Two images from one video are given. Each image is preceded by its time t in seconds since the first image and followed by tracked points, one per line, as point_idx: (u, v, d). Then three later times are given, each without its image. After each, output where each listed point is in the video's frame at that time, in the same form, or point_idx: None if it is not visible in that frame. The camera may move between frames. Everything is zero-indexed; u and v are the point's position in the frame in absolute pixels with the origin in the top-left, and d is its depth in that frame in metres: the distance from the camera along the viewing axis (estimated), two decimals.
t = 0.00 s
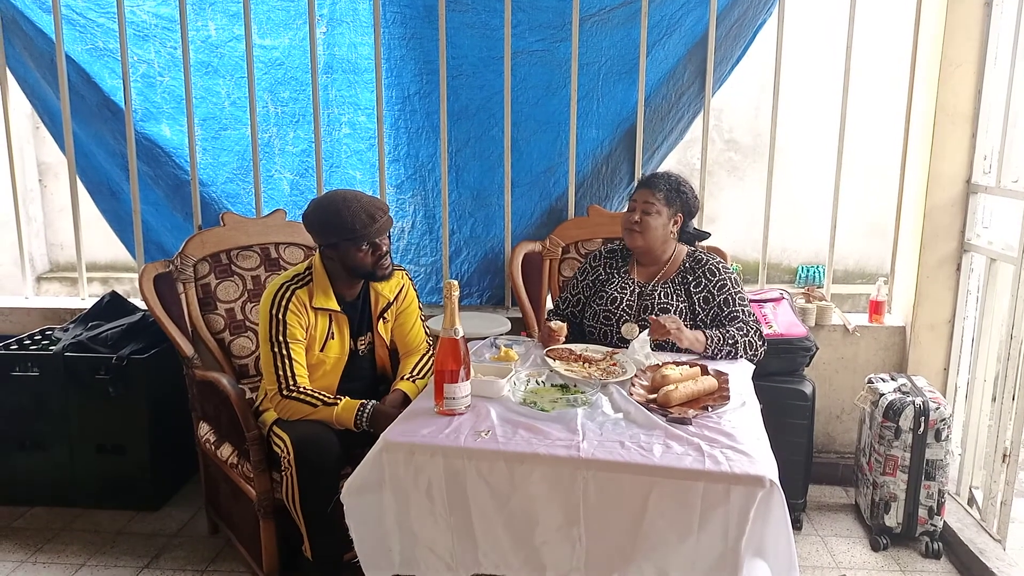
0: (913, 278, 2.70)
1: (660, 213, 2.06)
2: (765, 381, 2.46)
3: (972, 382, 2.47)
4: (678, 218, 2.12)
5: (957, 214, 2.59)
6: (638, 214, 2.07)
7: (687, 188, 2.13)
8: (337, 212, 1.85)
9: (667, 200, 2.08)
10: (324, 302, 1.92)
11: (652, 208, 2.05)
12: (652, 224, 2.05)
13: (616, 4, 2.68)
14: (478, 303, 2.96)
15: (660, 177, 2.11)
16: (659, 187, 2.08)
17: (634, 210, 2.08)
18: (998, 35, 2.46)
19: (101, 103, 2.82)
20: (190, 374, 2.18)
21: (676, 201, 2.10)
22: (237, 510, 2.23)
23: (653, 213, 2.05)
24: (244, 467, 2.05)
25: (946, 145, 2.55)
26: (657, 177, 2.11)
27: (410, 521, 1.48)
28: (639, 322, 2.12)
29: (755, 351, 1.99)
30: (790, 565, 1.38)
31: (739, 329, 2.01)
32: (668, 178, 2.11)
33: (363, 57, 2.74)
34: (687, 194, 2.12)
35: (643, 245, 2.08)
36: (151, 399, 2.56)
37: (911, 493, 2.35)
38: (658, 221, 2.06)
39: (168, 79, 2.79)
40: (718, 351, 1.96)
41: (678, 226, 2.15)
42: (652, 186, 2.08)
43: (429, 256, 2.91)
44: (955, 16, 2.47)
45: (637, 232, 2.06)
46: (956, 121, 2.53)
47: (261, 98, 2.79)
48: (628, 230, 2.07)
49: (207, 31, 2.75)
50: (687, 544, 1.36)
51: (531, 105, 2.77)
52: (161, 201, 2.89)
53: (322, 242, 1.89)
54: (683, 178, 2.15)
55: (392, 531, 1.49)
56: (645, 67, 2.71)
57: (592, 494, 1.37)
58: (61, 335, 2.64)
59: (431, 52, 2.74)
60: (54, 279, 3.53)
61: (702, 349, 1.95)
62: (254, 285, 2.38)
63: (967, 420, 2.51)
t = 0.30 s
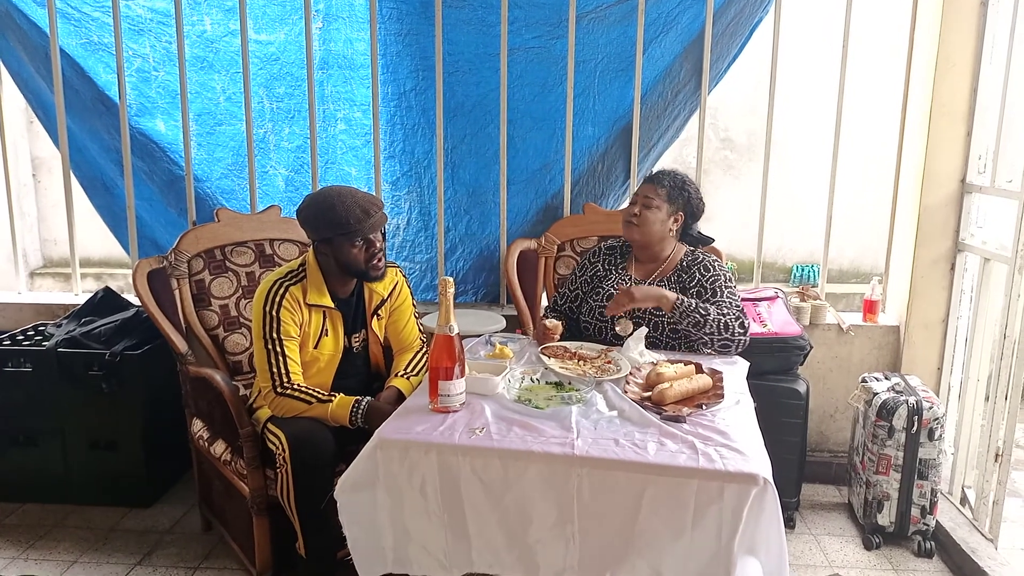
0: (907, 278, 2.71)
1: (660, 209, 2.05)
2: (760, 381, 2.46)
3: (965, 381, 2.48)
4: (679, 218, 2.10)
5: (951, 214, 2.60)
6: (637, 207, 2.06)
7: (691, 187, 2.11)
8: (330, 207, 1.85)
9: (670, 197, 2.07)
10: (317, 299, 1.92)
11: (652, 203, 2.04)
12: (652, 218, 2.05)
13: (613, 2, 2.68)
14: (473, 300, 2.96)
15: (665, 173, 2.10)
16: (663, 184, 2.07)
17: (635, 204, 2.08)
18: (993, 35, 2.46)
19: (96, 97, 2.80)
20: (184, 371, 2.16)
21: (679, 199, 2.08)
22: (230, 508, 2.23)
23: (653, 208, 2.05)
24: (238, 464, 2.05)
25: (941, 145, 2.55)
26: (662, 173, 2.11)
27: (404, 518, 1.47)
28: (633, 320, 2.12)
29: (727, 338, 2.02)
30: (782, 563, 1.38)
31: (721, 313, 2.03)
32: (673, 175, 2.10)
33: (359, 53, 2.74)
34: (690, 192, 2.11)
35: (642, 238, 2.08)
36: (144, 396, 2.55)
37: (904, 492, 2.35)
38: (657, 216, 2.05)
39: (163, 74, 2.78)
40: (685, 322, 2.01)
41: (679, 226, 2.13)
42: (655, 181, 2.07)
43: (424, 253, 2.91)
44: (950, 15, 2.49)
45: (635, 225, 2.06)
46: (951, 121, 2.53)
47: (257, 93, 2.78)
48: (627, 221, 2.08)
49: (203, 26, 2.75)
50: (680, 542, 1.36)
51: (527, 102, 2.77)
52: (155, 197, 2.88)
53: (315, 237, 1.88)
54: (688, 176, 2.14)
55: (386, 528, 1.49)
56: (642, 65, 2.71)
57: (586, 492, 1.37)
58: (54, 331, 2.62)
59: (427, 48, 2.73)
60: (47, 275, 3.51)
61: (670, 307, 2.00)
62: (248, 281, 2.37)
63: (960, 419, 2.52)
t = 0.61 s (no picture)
0: (907, 278, 2.71)
1: (667, 212, 2.06)
2: (760, 381, 2.46)
3: (965, 382, 2.48)
4: (685, 222, 2.10)
5: (951, 214, 2.60)
6: (644, 209, 2.08)
7: (699, 191, 2.11)
8: (331, 204, 1.86)
9: (677, 201, 2.07)
10: (317, 298, 1.92)
11: (659, 205, 2.06)
12: (657, 221, 2.06)
13: (613, 2, 2.68)
14: (473, 301, 2.96)
15: (674, 175, 2.09)
16: (671, 186, 2.07)
17: (642, 205, 2.10)
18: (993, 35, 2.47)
19: (96, 97, 2.80)
20: (183, 371, 2.16)
21: (686, 203, 2.08)
22: (230, 508, 2.23)
23: (660, 210, 2.06)
24: (238, 464, 2.05)
25: (942, 145, 2.55)
26: (671, 174, 2.10)
27: (404, 518, 1.47)
28: (630, 321, 2.11)
29: (697, 337, 1.99)
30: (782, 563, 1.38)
31: (704, 309, 2.00)
32: (681, 177, 2.09)
33: (360, 54, 2.74)
34: (697, 197, 2.10)
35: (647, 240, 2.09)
36: (144, 395, 2.55)
37: (904, 492, 2.35)
38: (664, 218, 2.06)
39: (163, 74, 2.78)
40: (663, 303, 2.03)
41: (686, 229, 2.13)
42: (663, 183, 2.07)
43: (424, 253, 2.91)
44: (950, 15, 2.49)
45: (641, 226, 2.08)
46: (952, 121, 2.53)
47: (257, 94, 2.78)
48: (633, 223, 2.09)
49: (203, 26, 2.75)
50: (680, 542, 1.36)
51: (527, 102, 2.77)
52: (156, 197, 2.88)
53: (314, 234, 1.88)
54: (697, 181, 2.13)
55: (386, 528, 1.49)
56: (641, 65, 2.71)
57: (587, 492, 1.37)
58: (54, 331, 2.62)
59: (427, 48, 2.73)
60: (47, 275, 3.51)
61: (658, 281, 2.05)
62: (248, 281, 2.37)
63: (960, 419, 2.52)
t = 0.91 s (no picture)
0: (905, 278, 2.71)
1: (671, 221, 2.05)
2: (758, 381, 2.46)
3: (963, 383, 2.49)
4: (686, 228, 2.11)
5: (950, 215, 2.60)
6: (648, 218, 2.06)
7: (700, 197, 2.12)
8: (333, 201, 1.87)
9: (680, 209, 2.07)
10: (315, 298, 1.92)
11: (664, 214, 2.05)
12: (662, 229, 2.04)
13: (611, 3, 2.68)
14: (472, 301, 2.96)
15: (676, 182, 2.09)
16: (673, 195, 2.06)
17: (645, 214, 2.07)
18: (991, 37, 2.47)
19: (94, 97, 2.80)
20: (181, 372, 2.16)
21: (689, 211, 2.09)
22: (228, 508, 2.22)
23: (664, 220, 2.05)
24: (236, 464, 2.05)
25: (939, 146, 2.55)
26: (673, 181, 2.09)
27: (402, 519, 1.47)
28: (628, 325, 2.10)
29: (700, 341, 1.96)
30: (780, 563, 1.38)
31: (710, 316, 1.99)
32: (683, 184, 2.10)
33: (358, 54, 2.74)
34: (699, 204, 2.11)
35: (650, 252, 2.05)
36: (142, 396, 2.55)
37: (902, 493, 2.35)
38: (668, 228, 2.05)
39: (161, 74, 2.78)
40: (669, 305, 2.04)
41: (687, 235, 2.14)
42: (667, 191, 2.06)
43: (422, 253, 2.91)
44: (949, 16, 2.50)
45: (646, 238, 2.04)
46: (950, 122, 2.53)
47: (256, 94, 2.78)
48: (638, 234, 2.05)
49: (201, 26, 2.74)
50: (678, 543, 1.36)
51: (526, 103, 2.77)
52: (154, 197, 2.88)
53: (316, 231, 1.88)
54: (698, 187, 2.14)
55: (384, 529, 1.49)
56: (640, 65, 2.71)
57: (585, 493, 1.37)
58: (52, 331, 2.62)
59: (427, 49, 2.73)
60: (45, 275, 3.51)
61: (667, 282, 2.06)
62: (246, 282, 2.37)
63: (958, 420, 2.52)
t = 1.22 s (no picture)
0: (902, 279, 2.71)
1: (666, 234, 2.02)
2: (757, 381, 2.47)
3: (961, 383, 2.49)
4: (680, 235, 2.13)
5: (947, 216, 2.61)
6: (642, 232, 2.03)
7: (691, 202, 2.11)
8: (342, 198, 1.87)
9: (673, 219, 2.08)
10: (313, 299, 1.92)
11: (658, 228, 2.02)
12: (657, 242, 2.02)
13: (609, 4, 2.68)
14: (470, 302, 2.96)
15: (666, 193, 2.06)
16: (665, 207, 2.05)
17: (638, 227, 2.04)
18: (988, 38, 2.48)
19: (91, 98, 2.80)
20: (179, 373, 2.16)
21: (680, 219, 2.10)
22: (226, 510, 2.22)
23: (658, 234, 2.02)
24: (234, 465, 2.04)
25: (937, 148, 2.56)
26: (664, 191, 2.06)
27: (400, 519, 1.47)
28: (627, 330, 2.10)
29: (699, 344, 1.96)
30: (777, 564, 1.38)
31: (708, 318, 1.98)
32: (674, 193, 2.08)
33: (356, 55, 2.74)
34: (691, 211, 2.11)
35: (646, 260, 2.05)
36: (140, 397, 2.54)
37: (900, 493, 2.35)
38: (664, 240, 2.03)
39: (159, 75, 2.78)
40: (666, 309, 2.05)
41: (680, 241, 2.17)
42: (658, 204, 2.05)
43: (420, 255, 2.90)
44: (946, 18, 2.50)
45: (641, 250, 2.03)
46: (947, 123, 2.54)
47: (254, 95, 2.78)
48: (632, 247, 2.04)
49: (199, 27, 2.74)
50: (676, 544, 1.36)
51: (524, 105, 2.77)
52: (152, 198, 2.88)
53: (323, 229, 1.88)
54: (688, 193, 2.14)
55: (382, 530, 1.49)
56: (637, 66, 2.72)
57: (582, 494, 1.37)
58: (50, 332, 2.62)
59: (425, 51, 2.73)
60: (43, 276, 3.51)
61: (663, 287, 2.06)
62: (244, 283, 2.37)
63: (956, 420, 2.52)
